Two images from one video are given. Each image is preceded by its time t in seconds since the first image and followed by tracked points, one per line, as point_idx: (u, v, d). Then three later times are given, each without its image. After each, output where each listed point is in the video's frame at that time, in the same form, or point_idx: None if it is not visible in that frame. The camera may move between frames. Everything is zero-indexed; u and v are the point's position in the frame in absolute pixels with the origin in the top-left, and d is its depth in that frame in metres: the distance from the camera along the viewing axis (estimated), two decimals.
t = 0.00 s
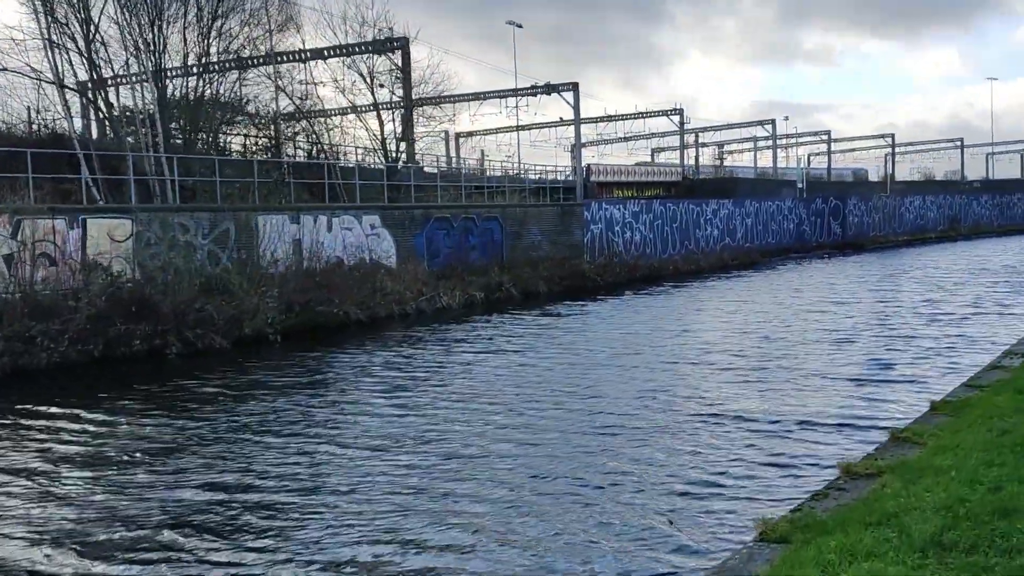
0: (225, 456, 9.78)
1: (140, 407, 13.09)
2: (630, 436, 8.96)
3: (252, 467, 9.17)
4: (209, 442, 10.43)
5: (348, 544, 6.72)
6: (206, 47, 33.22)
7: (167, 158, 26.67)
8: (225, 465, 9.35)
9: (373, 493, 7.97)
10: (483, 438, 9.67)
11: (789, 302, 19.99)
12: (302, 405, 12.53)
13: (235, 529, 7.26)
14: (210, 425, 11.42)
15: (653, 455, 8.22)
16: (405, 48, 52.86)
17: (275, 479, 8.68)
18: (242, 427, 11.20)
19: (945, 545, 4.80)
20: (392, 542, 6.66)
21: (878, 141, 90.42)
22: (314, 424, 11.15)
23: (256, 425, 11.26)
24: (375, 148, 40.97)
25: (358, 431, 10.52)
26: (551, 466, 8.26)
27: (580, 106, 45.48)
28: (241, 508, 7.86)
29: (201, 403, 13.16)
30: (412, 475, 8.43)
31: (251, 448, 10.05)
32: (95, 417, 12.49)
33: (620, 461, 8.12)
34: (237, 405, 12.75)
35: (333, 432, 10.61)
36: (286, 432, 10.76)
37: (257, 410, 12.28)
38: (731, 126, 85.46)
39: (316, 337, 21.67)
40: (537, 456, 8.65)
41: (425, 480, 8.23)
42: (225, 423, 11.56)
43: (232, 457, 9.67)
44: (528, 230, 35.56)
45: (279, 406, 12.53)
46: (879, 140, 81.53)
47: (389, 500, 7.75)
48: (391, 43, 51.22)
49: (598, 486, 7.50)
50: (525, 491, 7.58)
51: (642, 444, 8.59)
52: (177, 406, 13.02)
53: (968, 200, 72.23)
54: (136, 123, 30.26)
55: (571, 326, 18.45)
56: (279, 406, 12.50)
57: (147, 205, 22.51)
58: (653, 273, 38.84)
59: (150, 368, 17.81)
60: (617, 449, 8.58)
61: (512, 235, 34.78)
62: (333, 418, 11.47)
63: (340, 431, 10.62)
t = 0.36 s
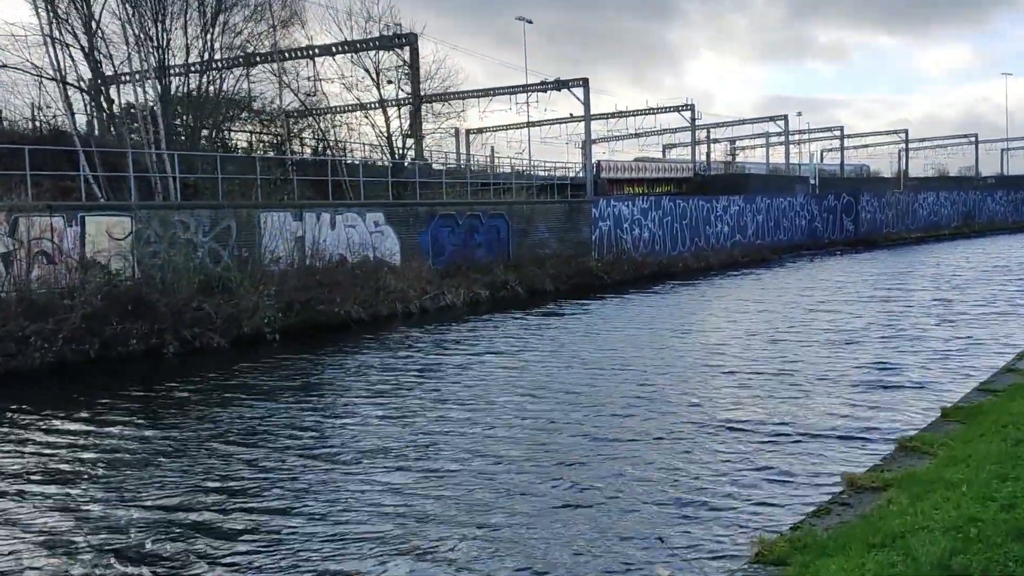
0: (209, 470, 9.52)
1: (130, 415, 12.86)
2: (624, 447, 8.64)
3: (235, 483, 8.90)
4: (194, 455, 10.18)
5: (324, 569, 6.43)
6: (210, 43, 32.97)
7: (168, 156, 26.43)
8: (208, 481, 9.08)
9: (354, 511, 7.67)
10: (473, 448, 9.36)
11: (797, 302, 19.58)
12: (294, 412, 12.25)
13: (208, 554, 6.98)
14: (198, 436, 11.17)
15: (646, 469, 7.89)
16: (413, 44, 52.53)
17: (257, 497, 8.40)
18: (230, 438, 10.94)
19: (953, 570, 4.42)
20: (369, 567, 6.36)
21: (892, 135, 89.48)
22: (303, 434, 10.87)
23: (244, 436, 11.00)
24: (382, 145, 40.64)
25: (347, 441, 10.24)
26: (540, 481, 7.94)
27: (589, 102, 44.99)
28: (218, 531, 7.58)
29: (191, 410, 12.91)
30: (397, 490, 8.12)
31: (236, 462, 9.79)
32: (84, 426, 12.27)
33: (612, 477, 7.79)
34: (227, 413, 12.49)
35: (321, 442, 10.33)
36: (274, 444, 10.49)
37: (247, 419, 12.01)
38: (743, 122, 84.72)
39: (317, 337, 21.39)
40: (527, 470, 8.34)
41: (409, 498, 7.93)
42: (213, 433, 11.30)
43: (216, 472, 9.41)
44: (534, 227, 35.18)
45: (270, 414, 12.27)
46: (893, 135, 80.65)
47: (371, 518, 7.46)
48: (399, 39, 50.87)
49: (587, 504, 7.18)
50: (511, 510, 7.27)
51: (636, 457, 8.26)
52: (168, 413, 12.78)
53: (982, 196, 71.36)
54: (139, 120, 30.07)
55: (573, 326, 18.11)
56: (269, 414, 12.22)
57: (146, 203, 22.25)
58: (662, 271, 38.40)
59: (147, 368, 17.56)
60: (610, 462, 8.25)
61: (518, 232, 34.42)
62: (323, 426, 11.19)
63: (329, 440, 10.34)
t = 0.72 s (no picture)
0: (184, 471, 9.21)
1: (113, 415, 12.58)
2: (611, 457, 8.30)
3: (208, 487, 8.58)
4: (171, 456, 9.87)
5: None
6: (211, 43, 32.78)
7: (167, 155, 26.21)
8: (181, 483, 8.77)
9: (330, 519, 7.39)
10: (457, 454, 9.03)
11: (801, 303, 19.19)
12: (279, 413, 11.95)
13: (175, 561, 6.70)
14: (177, 437, 10.87)
15: (632, 480, 7.55)
16: (418, 44, 52.27)
17: (228, 504, 8.09)
18: (210, 439, 10.64)
19: None
20: None
21: (902, 134, 88.80)
22: (285, 436, 10.56)
23: (224, 438, 10.69)
24: (384, 145, 40.37)
25: (329, 446, 9.92)
26: (523, 491, 7.62)
27: (595, 100, 44.63)
28: (184, 536, 7.27)
29: (176, 410, 12.62)
30: (376, 498, 7.84)
31: (212, 464, 9.47)
32: (64, 425, 11.98)
33: (598, 487, 7.47)
34: (211, 413, 12.18)
35: (302, 445, 10.02)
36: (254, 446, 10.18)
37: (230, 420, 11.71)
38: (751, 121, 84.18)
39: (313, 339, 21.09)
40: (512, 477, 8.04)
41: (385, 506, 7.60)
42: (194, 434, 11.00)
43: (191, 474, 9.10)
44: (537, 227, 34.84)
45: (255, 415, 11.96)
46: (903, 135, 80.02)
47: (343, 529, 7.14)
48: (404, 38, 50.64)
49: (570, 515, 6.85)
50: (491, 520, 6.97)
51: (624, 467, 7.93)
52: (152, 413, 12.49)
53: (993, 195, 70.66)
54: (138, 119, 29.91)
55: (571, 328, 17.77)
56: (254, 415, 11.92)
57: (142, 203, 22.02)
58: (666, 271, 38.01)
59: (138, 371, 17.29)
60: (597, 471, 7.93)
61: (521, 232, 34.08)
62: (306, 429, 10.88)
63: (310, 444, 10.02)
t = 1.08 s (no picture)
0: (163, 479, 8.94)
1: (97, 422, 12.33)
2: (599, 473, 8.00)
3: (185, 496, 8.32)
4: (152, 464, 9.61)
5: None
6: (213, 44, 32.63)
7: (166, 158, 26.01)
8: (158, 492, 8.50)
9: (307, 532, 7.13)
10: (442, 466, 8.74)
11: (805, 307, 18.84)
12: (265, 420, 11.69)
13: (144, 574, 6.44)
14: (159, 444, 10.60)
15: (619, 498, 7.26)
16: (424, 45, 52.04)
17: (203, 514, 7.83)
18: (193, 446, 10.37)
19: None
20: None
21: (912, 134, 88.18)
22: (269, 444, 10.29)
23: (206, 446, 10.41)
24: (388, 147, 40.10)
25: (312, 454, 9.63)
26: (507, 507, 7.35)
27: (603, 101, 44.29)
28: (151, 548, 6.98)
29: (162, 416, 12.36)
30: (357, 510, 7.57)
31: (188, 472, 9.20)
32: (47, 432, 11.73)
33: (585, 504, 7.18)
34: (196, 420, 11.91)
35: (285, 453, 9.74)
36: (236, 453, 9.90)
37: (215, 426, 11.43)
38: (760, 122, 83.66)
39: (311, 344, 20.84)
40: (497, 492, 7.77)
41: (361, 520, 7.31)
42: (176, 441, 10.71)
43: (169, 482, 8.83)
44: (541, 229, 34.55)
45: (242, 421, 11.69)
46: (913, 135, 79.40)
47: (319, 543, 6.86)
48: (410, 40, 50.43)
49: (554, 535, 6.58)
50: (473, 536, 6.70)
51: (613, 483, 7.65)
52: (136, 420, 12.24)
53: (1004, 196, 70.00)
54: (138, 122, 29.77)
55: (570, 333, 17.47)
56: (239, 421, 11.65)
57: (140, 206, 21.82)
58: (672, 273, 37.65)
59: (132, 376, 17.09)
60: (584, 487, 7.64)
61: (524, 235, 33.80)
62: (292, 436, 10.63)
63: (293, 453, 9.74)
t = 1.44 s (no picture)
0: (128, 491, 8.66)
1: (71, 429, 12.07)
2: (575, 491, 7.72)
3: (148, 508, 8.04)
4: (119, 474, 9.33)
5: None
6: (208, 49, 32.44)
7: (157, 163, 25.76)
8: (121, 504, 8.23)
9: (268, 548, 6.83)
10: (415, 483, 8.45)
11: (800, 318, 18.56)
12: (241, 430, 11.42)
13: None
14: (128, 453, 10.33)
15: (593, 518, 6.98)
16: (424, 51, 51.85)
17: (165, 525, 7.55)
18: (163, 456, 10.10)
19: None
20: None
21: (913, 142, 87.94)
22: (241, 455, 10.01)
23: (176, 456, 10.14)
24: (384, 153, 39.84)
25: (284, 466, 9.36)
26: (476, 524, 7.05)
27: (602, 109, 44.07)
28: (107, 564, 6.68)
29: (137, 425, 12.10)
30: (322, 525, 7.28)
31: (154, 484, 8.93)
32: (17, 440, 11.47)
33: (557, 523, 6.92)
34: (170, 430, 11.64)
35: (256, 466, 9.47)
36: (205, 465, 9.63)
37: (189, 437, 11.16)
38: (761, 131, 83.44)
39: (299, 352, 20.53)
40: (470, 508, 7.49)
41: (324, 536, 7.00)
42: (146, 451, 10.44)
43: (135, 494, 8.55)
44: (537, 237, 34.27)
45: (217, 431, 11.42)
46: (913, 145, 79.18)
47: (280, 558, 6.58)
48: (410, 46, 50.26)
49: (522, 556, 6.29)
50: (439, 556, 6.41)
51: (587, 501, 7.37)
52: (110, 429, 11.98)
53: (1005, 206, 69.72)
54: (131, 126, 29.57)
55: (561, 344, 17.20)
56: (214, 432, 11.38)
57: (127, 211, 21.60)
58: (669, 282, 37.33)
59: (113, 384, 16.81)
60: (557, 504, 7.37)
61: (520, 242, 33.52)
62: (266, 448, 10.35)
63: (264, 465, 9.44)
